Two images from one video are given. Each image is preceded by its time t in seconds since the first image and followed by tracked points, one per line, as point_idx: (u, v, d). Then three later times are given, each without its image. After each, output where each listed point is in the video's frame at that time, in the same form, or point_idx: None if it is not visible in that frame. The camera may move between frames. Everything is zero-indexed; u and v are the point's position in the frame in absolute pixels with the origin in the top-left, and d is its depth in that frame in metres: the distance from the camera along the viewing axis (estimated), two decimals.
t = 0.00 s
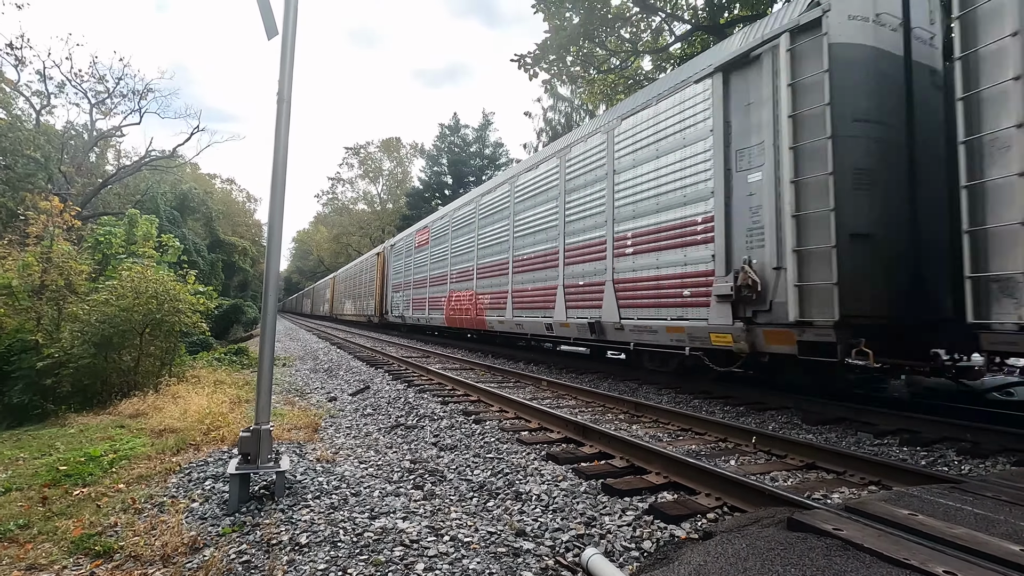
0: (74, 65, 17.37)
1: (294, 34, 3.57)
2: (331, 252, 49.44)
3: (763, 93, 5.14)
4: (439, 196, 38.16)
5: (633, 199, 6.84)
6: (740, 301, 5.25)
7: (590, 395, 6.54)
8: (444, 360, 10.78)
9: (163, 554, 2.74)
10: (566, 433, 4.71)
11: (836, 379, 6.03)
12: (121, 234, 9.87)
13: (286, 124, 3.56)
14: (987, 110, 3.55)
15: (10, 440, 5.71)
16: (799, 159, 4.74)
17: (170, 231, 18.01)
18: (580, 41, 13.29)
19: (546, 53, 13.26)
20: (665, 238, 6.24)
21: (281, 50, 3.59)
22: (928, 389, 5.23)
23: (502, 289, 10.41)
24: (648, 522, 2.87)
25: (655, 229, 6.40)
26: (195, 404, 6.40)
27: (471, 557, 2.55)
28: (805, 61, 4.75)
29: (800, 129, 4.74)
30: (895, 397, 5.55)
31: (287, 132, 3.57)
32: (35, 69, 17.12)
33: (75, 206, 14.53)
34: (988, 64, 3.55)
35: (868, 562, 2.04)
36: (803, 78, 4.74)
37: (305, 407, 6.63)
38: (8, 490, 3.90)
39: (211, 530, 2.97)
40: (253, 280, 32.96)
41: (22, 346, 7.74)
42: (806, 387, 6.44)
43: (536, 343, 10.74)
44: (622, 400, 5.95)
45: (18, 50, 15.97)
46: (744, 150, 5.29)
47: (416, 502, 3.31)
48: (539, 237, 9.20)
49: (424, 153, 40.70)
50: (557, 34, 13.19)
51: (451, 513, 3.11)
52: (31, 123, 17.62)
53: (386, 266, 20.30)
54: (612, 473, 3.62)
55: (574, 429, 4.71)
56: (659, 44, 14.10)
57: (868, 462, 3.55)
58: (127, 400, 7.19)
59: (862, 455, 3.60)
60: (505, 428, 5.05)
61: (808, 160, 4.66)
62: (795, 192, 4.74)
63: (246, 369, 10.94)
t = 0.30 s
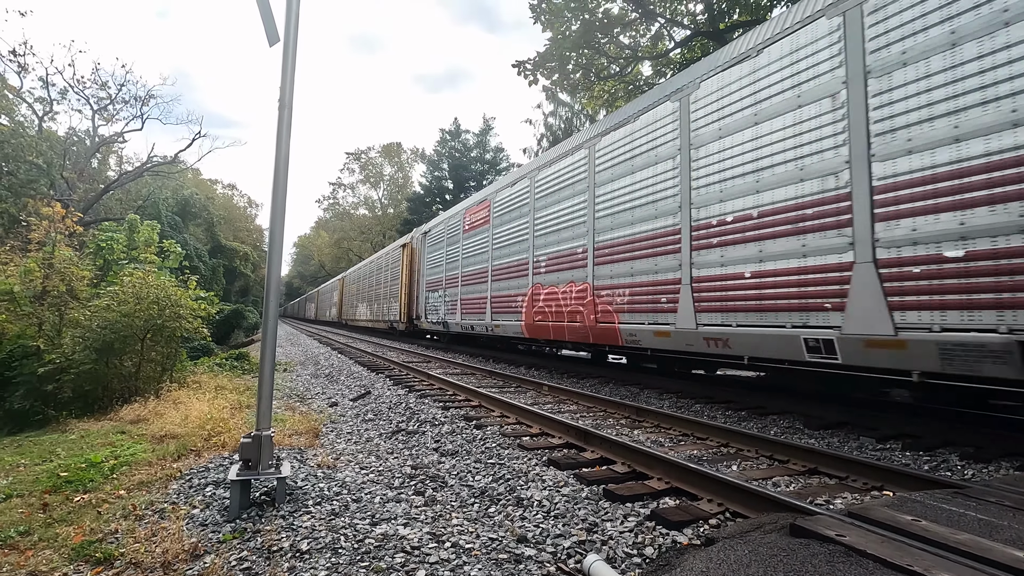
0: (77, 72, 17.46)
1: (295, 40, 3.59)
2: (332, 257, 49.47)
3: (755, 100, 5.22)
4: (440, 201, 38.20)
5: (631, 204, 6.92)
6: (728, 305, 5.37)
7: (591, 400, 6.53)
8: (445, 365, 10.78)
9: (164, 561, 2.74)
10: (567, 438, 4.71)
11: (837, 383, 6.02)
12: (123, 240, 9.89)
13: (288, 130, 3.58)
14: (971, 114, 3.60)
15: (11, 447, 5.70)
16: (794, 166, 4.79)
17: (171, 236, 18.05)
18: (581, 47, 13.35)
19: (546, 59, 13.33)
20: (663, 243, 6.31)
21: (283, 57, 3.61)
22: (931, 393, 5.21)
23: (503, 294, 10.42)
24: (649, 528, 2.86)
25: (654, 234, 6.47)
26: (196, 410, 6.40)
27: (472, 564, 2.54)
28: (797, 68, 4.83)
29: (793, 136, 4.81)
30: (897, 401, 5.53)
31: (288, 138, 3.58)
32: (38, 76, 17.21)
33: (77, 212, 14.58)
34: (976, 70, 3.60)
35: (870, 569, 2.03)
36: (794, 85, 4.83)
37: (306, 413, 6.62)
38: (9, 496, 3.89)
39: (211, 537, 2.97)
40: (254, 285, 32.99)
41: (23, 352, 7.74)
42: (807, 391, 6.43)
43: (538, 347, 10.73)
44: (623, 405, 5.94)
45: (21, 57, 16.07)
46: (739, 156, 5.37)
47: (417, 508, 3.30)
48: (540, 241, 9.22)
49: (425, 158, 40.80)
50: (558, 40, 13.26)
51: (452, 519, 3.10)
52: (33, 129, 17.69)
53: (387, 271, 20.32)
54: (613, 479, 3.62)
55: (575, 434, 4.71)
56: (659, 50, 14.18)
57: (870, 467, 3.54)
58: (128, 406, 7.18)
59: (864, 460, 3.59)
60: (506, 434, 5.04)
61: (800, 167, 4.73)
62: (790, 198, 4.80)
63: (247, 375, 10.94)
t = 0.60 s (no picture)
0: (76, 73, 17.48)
1: (295, 40, 3.59)
2: (332, 258, 49.46)
3: (761, 99, 5.20)
4: (440, 201, 38.17)
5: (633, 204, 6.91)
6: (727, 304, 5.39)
7: (592, 400, 6.53)
8: (445, 365, 10.79)
9: (165, 562, 2.74)
10: (568, 438, 4.71)
11: (838, 382, 6.02)
12: (123, 241, 9.89)
13: (288, 131, 3.58)
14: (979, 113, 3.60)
15: (12, 448, 5.70)
16: (794, 167, 4.82)
17: (171, 237, 18.06)
18: (580, 48, 13.38)
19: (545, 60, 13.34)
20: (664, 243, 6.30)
21: (283, 57, 3.61)
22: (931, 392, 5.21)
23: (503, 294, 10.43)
24: (650, 527, 2.86)
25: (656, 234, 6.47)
26: (196, 410, 6.40)
27: (473, 564, 2.54)
28: (803, 67, 4.82)
29: (798, 135, 4.80)
30: (897, 401, 5.53)
31: (289, 138, 3.58)
32: (37, 77, 17.23)
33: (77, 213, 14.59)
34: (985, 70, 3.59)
35: (871, 568, 2.03)
36: (801, 84, 4.82)
37: (306, 414, 6.63)
38: (10, 497, 3.89)
39: (212, 537, 2.97)
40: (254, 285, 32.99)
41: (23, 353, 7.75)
42: (807, 390, 6.43)
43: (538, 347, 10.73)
44: (623, 405, 5.94)
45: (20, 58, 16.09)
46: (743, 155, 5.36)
47: (418, 508, 3.31)
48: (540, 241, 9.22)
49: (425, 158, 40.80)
50: (557, 40, 13.27)
51: (453, 519, 3.11)
52: (33, 130, 17.70)
53: (387, 272, 20.34)
54: (614, 479, 3.61)
55: (576, 433, 4.70)
56: (658, 49, 14.20)
57: (870, 466, 3.54)
58: (129, 406, 7.18)
59: (864, 460, 3.60)
60: (506, 434, 5.04)
61: (805, 166, 4.71)
62: (794, 197, 4.79)
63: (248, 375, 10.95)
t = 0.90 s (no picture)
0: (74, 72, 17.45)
1: (293, 39, 3.59)
2: (331, 257, 49.45)
3: (757, 98, 5.20)
4: (438, 200, 38.14)
5: (629, 204, 6.94)
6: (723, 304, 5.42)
7: (590, 399, 6.53)
8: (443, 364, 10.79)
9: (163, 562, 2.74)
10: (567, 437, 4.70)
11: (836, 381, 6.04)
12: (121, 241, 9.87)
13: (285, 131, 3.57)
14: (969, 114, 3.59)
15: (10, 448, 5.69)
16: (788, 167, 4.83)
17: (169, 237, 18.04)
18: (578, 48, 13.39)
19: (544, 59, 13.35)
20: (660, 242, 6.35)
21: (280, 57, 3.61)
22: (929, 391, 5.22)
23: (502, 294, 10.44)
24: (649, 526, 2.86)
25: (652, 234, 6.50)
26: (195, 410, 6.39)
27: (472, 563, 2.54)
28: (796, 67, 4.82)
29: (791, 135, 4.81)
30: (895, 399, 5.55)
31: (287, 137, 3.58)
32: (35, 77, 17.20)
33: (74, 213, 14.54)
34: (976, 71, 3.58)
35: (869, 566, 2.04)
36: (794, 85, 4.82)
37: (305, 413, 6.62)
38: (8, 498, 3.89)
39: (210, 537, 2.97)
40: (252, 285, 32.95)
41: (21, 353, 7.73)
42: (806, 389, 6.45)
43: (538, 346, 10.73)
44: (622, 404, 5.95)
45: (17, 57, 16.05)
46: (738, 156, 5.37)
47: (417, 507, 3.31)
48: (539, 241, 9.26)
49: (424, 157, 40.77)
50: (555, 40, 13.29)
51: (452, 518, 3.11)
52: (31, 130, 17.68)
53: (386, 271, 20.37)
54: (612, 478, 3.62)
55: (574, 433, 4.70)
56: (656, 48, 14.22)
57: (868, 464, 3.55)
58: (127, 406, 7.17)
59: (861, 458, 3.61)
60: (506, 433, 5.04)
61: (799, 167, 4.72)
62: (787, 197, 4.81)
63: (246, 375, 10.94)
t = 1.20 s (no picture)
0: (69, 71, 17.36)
1: (289, 38, 3.58)
2: (328, 256, 49.36)
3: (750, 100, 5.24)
4: (436, 199, 38.08)
5: (618, 206, 7.08)
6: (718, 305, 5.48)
7: (588, 398, 6.54)
8: (441, 364, 10.78)
9: (160, 562, 2.73)
10: (564, 437, 4.71)
11: (832, 380, 6.06)
12: (117, 240, 9.83)
13: (281, 130, 3.56)
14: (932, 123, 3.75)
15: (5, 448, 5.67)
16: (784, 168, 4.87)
17: (165, 236, 17.98)
18: (576, 47, 13.40)
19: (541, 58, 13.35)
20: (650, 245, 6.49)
21: (277, 56, 3.60)
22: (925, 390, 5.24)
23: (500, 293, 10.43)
24: (645, 525, 2.87)
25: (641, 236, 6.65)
26: (191, 410, 6.37)
27: (468, 562, 2.55)
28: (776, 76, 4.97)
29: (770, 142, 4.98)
30: (891, 398, 5.56)
31: (283, 137, 3.57)
32: (30, 75, 17.11)
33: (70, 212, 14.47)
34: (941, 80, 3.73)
35: (863, 564, 2.05)
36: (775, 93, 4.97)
37: (302, 413, 6.61)
38: (3, 498, 3.87)
39: (207, 537, 2.97)
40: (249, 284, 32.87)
41: (16, 353, 7.69)
42: (802, 389, 6.47)
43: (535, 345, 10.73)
44: (619, 403, 5.96)
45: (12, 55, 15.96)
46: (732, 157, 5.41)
47: (414, 507, 3.31)
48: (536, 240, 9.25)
49: (421, 156, 40.70)
50: (553, 38, 13.29)
51: (448, 518, 3.11)
52: (26, 129, 17.60)
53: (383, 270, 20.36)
54: (609, 476, 3.63)
55: (571, 432, 4.71)
56: (654, 47, 14.23)
57: (864, 463, 3.56)
58: (123, 406, 7.15)
59: (858, 457, 3.62)
60: (502, 432, 5.05)
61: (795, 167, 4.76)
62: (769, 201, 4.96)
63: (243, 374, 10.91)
